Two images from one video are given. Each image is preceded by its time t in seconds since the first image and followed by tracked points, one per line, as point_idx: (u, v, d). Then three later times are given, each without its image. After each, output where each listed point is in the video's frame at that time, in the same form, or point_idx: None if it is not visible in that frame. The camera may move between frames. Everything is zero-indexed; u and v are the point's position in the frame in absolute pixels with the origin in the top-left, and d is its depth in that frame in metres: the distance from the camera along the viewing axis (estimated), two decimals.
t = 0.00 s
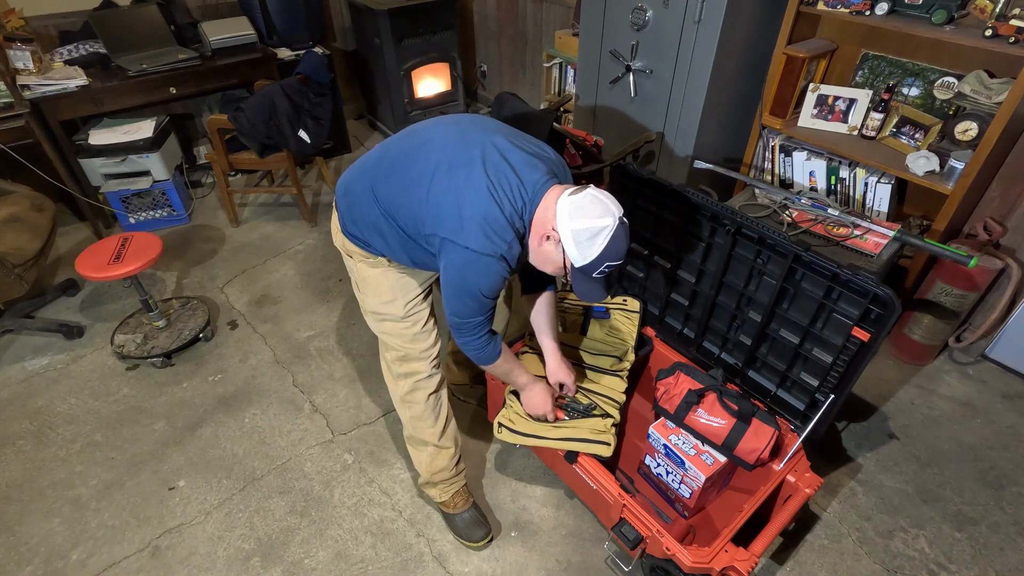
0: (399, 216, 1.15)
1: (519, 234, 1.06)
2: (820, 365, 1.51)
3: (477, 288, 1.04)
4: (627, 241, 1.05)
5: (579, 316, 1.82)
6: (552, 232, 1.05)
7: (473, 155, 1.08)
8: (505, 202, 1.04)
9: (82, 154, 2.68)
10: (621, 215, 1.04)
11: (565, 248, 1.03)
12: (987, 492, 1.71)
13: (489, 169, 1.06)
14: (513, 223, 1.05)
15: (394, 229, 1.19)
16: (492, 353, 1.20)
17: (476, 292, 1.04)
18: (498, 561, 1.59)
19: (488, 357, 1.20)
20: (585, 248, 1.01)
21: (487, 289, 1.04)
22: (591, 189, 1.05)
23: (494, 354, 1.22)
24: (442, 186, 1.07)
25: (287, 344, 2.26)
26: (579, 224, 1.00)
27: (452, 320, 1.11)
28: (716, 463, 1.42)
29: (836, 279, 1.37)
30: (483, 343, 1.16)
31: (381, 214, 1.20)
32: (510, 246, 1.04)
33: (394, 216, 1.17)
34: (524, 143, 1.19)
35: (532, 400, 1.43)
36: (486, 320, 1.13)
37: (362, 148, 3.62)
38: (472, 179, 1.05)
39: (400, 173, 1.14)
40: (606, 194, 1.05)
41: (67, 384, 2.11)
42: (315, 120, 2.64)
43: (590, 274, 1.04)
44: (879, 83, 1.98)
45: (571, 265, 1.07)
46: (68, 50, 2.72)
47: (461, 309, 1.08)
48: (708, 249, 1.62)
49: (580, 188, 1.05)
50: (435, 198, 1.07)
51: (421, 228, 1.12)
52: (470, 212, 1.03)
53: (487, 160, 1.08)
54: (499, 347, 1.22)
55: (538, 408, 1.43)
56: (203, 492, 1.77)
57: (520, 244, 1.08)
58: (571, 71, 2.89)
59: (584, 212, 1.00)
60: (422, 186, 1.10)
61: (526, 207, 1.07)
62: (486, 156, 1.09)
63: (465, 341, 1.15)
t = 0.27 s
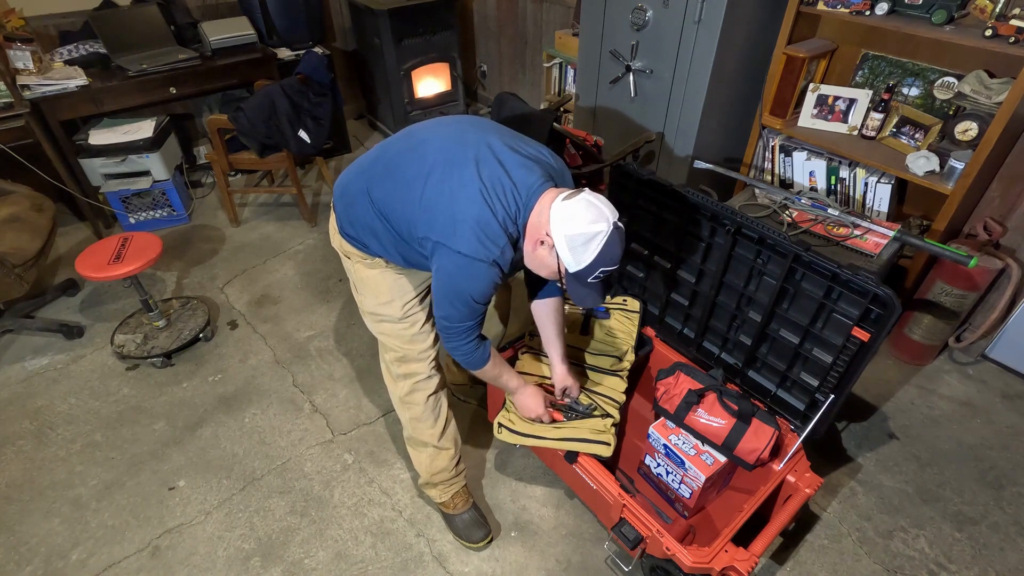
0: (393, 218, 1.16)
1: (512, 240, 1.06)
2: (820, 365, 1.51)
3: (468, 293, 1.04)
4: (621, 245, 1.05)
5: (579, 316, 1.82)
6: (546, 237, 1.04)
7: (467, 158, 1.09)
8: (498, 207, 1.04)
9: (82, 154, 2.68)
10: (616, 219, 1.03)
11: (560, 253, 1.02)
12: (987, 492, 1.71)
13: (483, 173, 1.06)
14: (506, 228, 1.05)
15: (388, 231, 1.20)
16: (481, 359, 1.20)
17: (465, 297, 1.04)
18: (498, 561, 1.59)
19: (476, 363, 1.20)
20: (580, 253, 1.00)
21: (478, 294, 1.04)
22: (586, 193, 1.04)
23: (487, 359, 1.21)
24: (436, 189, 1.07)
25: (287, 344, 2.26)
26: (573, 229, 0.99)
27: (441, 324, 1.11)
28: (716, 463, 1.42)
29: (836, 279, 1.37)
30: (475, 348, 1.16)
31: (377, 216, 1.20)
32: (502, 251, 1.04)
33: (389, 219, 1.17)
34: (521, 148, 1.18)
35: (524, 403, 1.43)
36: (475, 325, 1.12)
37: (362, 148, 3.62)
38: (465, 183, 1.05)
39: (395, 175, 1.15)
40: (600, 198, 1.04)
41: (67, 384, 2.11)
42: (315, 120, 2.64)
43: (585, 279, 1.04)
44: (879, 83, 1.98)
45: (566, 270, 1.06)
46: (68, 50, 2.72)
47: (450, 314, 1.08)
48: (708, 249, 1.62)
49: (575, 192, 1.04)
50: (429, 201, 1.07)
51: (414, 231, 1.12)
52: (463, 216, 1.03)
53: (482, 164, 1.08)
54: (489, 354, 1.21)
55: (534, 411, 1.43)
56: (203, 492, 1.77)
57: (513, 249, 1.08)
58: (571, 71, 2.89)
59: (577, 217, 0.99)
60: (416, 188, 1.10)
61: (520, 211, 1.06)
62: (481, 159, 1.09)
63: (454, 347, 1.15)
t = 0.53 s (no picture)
0: (390, 221, 1.16)
1: (508, 245, 1.06)
2: (820, 365, 1.51)
3: (464, 297, 1.04)
4: (619, 251, 1.04)
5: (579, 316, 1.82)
6: (542, 244, 1.03)
7: (465, 163, 1.08)
8: (494, 213, 1.04)
9: (82, 154, 2.68)
10: (612, 226, 1.02)
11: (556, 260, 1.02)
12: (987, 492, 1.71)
13: (480, 178, 1.06)
14: (503, 232, 1.04)
15: (386, 234, 1.20)
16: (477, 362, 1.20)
17: (462, 303, 1.04)
18: (498, 561, 1.59)
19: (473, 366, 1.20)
20: (576, 260, 0.99)
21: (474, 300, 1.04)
22: (582, 199, 1.03)
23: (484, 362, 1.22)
24: (432, 194, 1.07)
25: (287, 344, 2.26)
26: (569, 236, 0.99)
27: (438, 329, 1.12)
28: (716, 463, 1.42)
29: (836, 279, 1.37)
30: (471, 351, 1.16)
31: (374, 219, 1.20)
32: (499, 257, 1.03)
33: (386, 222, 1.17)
34: (519, 152, 1.18)
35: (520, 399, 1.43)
36: (472, 329, 1.13)
37: (362, 148, 3.62)
38: (462, 189, 1.05)
39: (392, 178, 1.15)
40: (596, 204, 1.04)
41: (67, 384, 2.11)
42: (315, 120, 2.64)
43: (581, 285, 1.03)
44: (879, 83, 1.98)
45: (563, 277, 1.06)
46: (68, 50, 2.72)
47: (446, 319, 1.08)
48: (709, 249, 1.62)
49: (571, 198, 1.04)
50: (426, 206, 1.07)
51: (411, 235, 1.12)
52: (460, 222, 1.03)
53: (479, 169, 1.08)
54: (485, 357, 1.22)
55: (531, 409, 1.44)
56: (203, 492, 1.77)
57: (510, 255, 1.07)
58: (571, 71, 2.89)
59: (573, 223, 0.99)
60: (413, 193, 1.10)
61: (516, 216, 1.06)
62: (478, 164, 1.09)
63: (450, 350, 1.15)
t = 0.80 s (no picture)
0: (389, 220, 1.15)
1: (508, 243, 1.06)
2: (820, 366, 1.51)
3: (464, 296, 1.04)
4: (619, 248, 1.04)
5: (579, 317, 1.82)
6: (543, 242, 1.03)
7: (464, 162, 1.08)
8: (494, 211, 1.04)
9: (82, 154, 2.68)
10: (613, 222, 1.02)
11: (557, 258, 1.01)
12: (987, 492, 1.71)
13: (479, 177, 1.06)
14: (503, 230, 1.04)
15: (385, 234, 1.20)
16: (478, 361, 1.20)
17: (461, 301, 1.04)
18: (498, 561, 1.59)
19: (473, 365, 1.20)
20: (577, 257, 0.99)
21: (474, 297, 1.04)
22: (582, 196, 1.03)
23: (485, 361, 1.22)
24: (432, 193, 1.07)
25: (287, 344, 2.26)
26: (571, 233, 0.98)
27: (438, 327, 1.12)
28: (716, 463, 1.42)
29: (836, 279, 1.37)
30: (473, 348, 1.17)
31: (373, 218, 1.20)
32: (498, 255, 1.03)
33: (386, 221, 1.17)
34: (518, 150, 1.18)
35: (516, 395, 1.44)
36: (473, 327, 1.13)
37: (362, 148, 3.62)
38: (462, 188, 1.05)
39: (391, 178, 1.15)
40: (597, 201, 1.04)
41: (67, 384, 2.11)
42: (315, 120, 2.64)
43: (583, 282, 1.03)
44: (879, 84, 1.98)
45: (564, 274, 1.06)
46: (68, 50, 2.73)
47: (446, 317, 1.08)
48: (709, 249, 1.62)
49: (571, 195, 1.03)
50: (425, 204, 1.07)
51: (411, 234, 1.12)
52: (459, 220, 1.03)
53: (478, 167, 1.08)
54: (486, 356, 1.22)
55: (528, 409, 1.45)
56: (203, 492, 1.77)
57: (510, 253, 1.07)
58: (571, 71, 2.89)
59: (574, 221, 0.98)
60: (412, 191, 1.10)
61: (517, 214, 1.05)
62: (477, 162, 1.09)
63: (451, 349, 1.15)
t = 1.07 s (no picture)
0: (391, 217, 1.16)
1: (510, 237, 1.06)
2: (820, 366, 1.51)
3: (469, 291, 1.04)
4: (621, 240, 1.05)
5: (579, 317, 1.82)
6: (546, 235, 1.03)
7: (465, 157, 1.08)
8: (496, 205, 1.04)
9: (82, 154, 2.68)
10: (615, 213, 1.03)
11: (561, 251, 1.02)
12: (987, 492, 1.71)
13: (480, 172, 1.06)
14: (505, 225, 1.04)
15: (387, 231, 1.20)
16: (483, 358, 1.20)
17: (466, 296, 1.04)
18: (498, 561, 1.59)
19: (479, 362, 1.20)
20: (581, 250, 1.00)
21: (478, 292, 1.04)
22: (584, 189, 1.04)
23: (489, 358, 1.21)
24: (433, 188, 1.07)
25: (287, 344, 2.26)
26: (573, 226, 0.98)
27: (444, 324, 1.11)
28: (716, 463, 1.42)
29: (836, 279, 1.37)
30: (478, 345, 1.16)
31: (375, 216, 1.20)
32: (501, 249, 1.04)
33: (388, 218, 1.17)
34: (518, 146, 1.18)
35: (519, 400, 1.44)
36: (477, 324, 1.12)
37: (362, 148, 3.62)
38: (463, 183, 1.05)
39: (392, 175, 1.15)
40: (598, 193, 1.04)
41: (67, 384, 2.11)
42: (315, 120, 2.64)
43: (587, 274, 1.04)
44: (879, 83, 1.98)
45: (567, 267, 1.06)
46: (68, 50, 2.73)
47: (452, 313, 1.08)
48: (708, 249, 1.62)
49: (572, 188, 1.04)
50: (427, 200, 1.07)
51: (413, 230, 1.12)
52: (461, 215, 1.03)
53: (479, 162, 1.08)
54: (491, 353, 1.21)
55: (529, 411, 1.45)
56: (203, 492, 1.77)
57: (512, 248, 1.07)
58: (571, 71, 2.89)
59: (577, 214, 0.99)
60: (414, 188, 1.10)
61: (518, 208, 1.06)
62: (478, 157, 1.09)
63: (457, 346, 1.15)
